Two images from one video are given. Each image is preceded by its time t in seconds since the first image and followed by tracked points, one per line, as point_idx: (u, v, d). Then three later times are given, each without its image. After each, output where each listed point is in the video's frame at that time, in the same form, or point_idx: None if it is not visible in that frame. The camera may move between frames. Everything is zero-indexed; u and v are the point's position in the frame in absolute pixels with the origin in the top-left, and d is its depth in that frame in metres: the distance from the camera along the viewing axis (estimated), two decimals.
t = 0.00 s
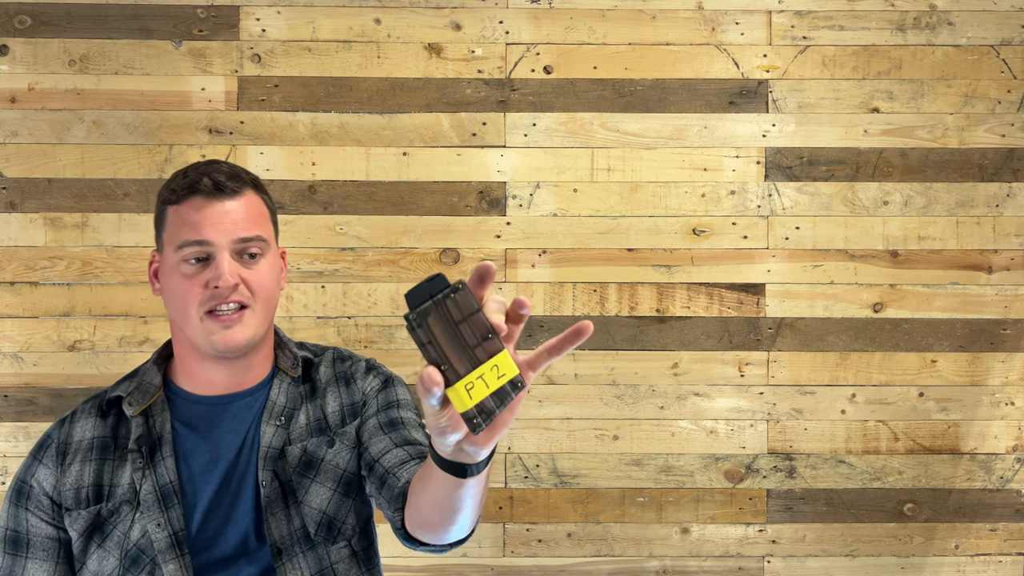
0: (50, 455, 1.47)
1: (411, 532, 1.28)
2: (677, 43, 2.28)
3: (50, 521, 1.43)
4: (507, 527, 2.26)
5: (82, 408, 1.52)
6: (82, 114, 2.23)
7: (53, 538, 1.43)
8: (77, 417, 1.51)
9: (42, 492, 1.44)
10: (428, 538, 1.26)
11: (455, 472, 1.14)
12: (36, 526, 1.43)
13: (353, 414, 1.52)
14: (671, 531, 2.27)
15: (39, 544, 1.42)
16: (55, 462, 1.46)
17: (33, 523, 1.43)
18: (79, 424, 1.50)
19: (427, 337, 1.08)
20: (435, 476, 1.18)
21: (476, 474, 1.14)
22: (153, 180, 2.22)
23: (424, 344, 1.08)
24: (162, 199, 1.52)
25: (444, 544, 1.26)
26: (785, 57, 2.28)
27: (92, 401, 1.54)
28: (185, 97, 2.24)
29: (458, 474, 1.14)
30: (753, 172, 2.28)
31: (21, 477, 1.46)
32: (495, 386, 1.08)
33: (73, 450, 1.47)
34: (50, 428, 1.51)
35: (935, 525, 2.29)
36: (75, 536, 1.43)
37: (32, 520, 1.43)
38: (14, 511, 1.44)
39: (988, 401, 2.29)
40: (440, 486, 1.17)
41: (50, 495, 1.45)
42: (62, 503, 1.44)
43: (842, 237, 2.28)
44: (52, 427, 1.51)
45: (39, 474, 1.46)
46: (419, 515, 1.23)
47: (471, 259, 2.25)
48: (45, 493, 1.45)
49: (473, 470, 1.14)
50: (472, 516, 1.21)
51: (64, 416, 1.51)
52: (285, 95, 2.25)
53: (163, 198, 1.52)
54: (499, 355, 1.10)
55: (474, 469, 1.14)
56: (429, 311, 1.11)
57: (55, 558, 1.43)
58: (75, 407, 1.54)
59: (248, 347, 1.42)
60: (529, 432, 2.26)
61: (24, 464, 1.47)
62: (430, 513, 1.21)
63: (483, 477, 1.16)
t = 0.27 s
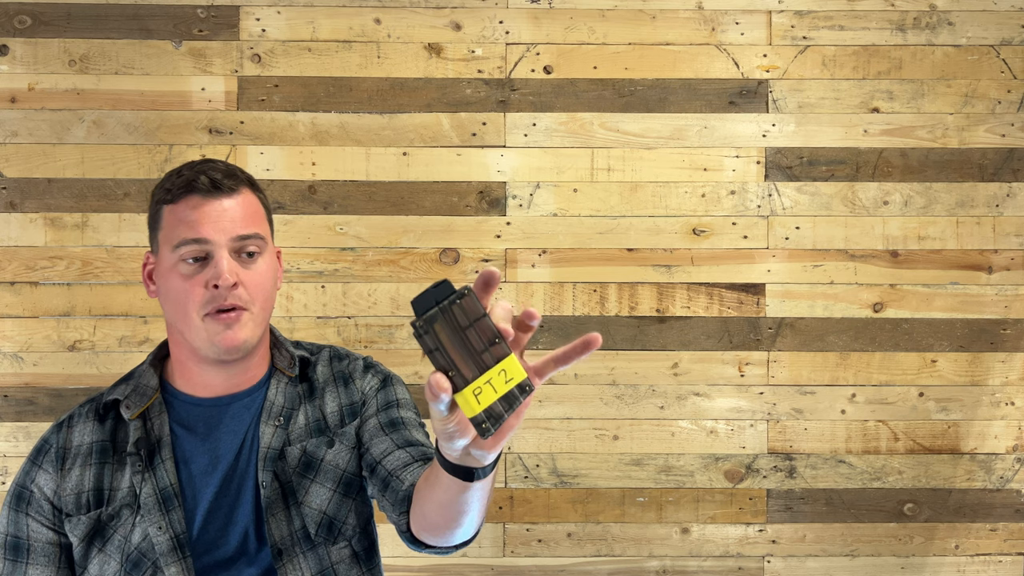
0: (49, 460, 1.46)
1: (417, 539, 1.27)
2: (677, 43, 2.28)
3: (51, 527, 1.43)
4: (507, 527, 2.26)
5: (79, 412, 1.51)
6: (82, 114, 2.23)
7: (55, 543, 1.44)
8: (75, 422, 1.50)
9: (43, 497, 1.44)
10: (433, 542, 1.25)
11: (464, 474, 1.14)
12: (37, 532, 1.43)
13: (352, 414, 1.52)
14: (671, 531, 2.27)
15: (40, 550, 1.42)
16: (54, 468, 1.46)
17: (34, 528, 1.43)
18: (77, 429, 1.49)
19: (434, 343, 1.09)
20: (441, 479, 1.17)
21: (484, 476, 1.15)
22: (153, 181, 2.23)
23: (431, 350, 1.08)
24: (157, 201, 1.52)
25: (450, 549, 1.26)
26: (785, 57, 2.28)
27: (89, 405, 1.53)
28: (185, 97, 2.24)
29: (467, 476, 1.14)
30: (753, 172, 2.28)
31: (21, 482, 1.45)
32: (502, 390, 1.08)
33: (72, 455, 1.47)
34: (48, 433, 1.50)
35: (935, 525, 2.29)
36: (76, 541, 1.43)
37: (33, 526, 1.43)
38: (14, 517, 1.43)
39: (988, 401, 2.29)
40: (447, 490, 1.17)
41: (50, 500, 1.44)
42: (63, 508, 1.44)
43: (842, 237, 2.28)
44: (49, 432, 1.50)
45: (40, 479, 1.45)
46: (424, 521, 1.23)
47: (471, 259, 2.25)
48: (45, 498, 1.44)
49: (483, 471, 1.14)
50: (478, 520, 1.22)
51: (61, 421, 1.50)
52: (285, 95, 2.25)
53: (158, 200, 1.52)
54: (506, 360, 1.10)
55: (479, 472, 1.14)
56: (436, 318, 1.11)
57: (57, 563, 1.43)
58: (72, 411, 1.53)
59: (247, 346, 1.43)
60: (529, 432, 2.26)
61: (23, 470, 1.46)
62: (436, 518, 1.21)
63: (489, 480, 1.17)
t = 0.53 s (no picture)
0: (36, 468, 1.40)
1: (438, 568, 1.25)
2: (677, 43, 2.28)
3: (38, 535, 1.37)
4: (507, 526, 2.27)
5: (64, 417, 1.44)
6: (82, 114, 2.23)
7: (43, 552, 1.37)
8: (61, 428, 1.42)
9: (30, 506, 1.38)
10: None
11: (490, 511, 1.10)
12: (24, 541, 1.36)
13: (356, 431, 1.48)
14: (671, 531, 2.27)
15: (28, 559, 1.36)
16: (41, 475, 1.39)
17: (22, 537, 1.36)
18: (64, 435, 1.42)
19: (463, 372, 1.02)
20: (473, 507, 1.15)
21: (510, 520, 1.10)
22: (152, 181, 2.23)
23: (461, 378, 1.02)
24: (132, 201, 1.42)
25: None
26: (785, 57, 2.28)
27: (74, 410, 1.45)
28: (185, 97, 2.24)
29: (493, 514, 1.10)
30: (753, 172, 2.28)
31: (8, 491, 1.39)
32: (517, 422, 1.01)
33: (59, 462, 1.40)
34: (32, 439, 1.43)
35: (935, 525, 2.29)
36: (64, 549, 1.37)
37: (20, 535, 1.36)
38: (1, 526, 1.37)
39: (988, 401, 2.29)
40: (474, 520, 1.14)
41: (38, 509, 1.38)
42: (50, 516, 1.38)
43: (842, 237, 2.28)
44: (34, 438, 1.42)
45: (25, 487, 1.38)
46: (448, 552, 1.22)
47: (471, 259, 2.25)
48: (33, 507, 1.38)
49: (508, 514, 1.10)
50: (499, 562, 1.18)
51: (46, 426, 1.42)
52: (285, 95, 2.25)
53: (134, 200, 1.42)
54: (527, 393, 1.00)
55: (507, 515, 1.10)
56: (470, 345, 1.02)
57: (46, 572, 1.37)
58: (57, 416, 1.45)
59: (241, 349, 1.35)
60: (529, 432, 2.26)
61: (9, 478, 1.40)
62: (462, 548, 1.19)
63: (517, 524, 1.12)
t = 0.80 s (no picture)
0: (30, 474, 1.35)
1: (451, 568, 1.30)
2: (677, 43, 2.28)
3: (34, 543, 1.32)
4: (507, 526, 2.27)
5: (57, 422, 1.38)
6: (82, 114, 2.23)
7: (39, 560, 1.32)
8: (54, 433, 1.37)
9: (25, 514, 1.33)
10: None
11: (519, 515, 1.16)
12: (20, 549, 1.32)
13: (356, 433, 1.47)
14: (671, 531, 2.27)
15: (23, 567, 1.31)
16: (35, 482, 1.34)
17: (16, 545, 1.32)
18: (57, 441, 1.36)
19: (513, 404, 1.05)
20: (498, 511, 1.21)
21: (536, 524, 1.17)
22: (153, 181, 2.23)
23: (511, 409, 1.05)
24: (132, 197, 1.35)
25: None
26: (785, 57, 2.28)
27: (68, 414, 1.40)
28: (185, 97, 2.24)
29: (522, 519, 1.16)
30: (753, 172, 2.28)
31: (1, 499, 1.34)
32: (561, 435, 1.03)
33: (54, 468, 1.35)
34: (26, 445, 1.37)
35: (935, 525, 2.29)
36: (61, 557, 1.32)
37: (15, 543, 1.32)
38: None
39: (988, 401, 2.29)
40: (500, 523, 1.20)
41: (33, 516, 1.33)
42: (45, 523, 1.33)
43: (842, 237, 2.28)
44: (27, 444, 1.37)
45: (20, 495, 1.34)
46: (465, 551, 1.27)
47: (471, 259, 2.25)
48: (28, 514, 1.33)
49: (536, 519, 1.17)
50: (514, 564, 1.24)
51: (39, 432, 1.37)
52: (285, 95, 2.25)
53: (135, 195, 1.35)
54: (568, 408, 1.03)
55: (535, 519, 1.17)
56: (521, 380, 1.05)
57: None
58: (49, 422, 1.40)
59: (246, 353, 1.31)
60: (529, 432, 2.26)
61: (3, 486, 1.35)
62: (480, 550, 1.24)
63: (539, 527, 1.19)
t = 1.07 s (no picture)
0: (28, 479, 1.31)
1: (464, 561, 1.33)
2: (677, 43, 2.28)
3: (33, 547, 1.29)
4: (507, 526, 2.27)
5: (53, 425, 1.34)
6: (82, 114, 2.23)
7: (38, 564, 1.29)
8: (50, 436, 1.33)
9: (23, 518, 1.30)
10: (472, 567, 1.32)
11: (541, 510, 1.20)
12: (19, 553, 1.29)
13: (356, 432, 1.47)
14: (671, 531, 2.27)
15: (23, 571, 1.29)
16: (33, 486, 1.31)
17: (16, 549, 1.29)
18: (54, 444, 1.32)
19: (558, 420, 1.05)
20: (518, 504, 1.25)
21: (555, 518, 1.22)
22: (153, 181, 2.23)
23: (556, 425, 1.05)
24: (140, 192, 1.31)
25: None
26: (785, 57, 2.28)
27: (64, 417, 1.36)
28: (185, 97, 2.24)
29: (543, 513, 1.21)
30: (753, 172, 2.28)
31: None
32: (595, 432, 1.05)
33: (51, 472, 1.31)
34: (22, 448, 1.33)
35: (935, 525, 2.29)
36: (60, 561, 1.29)
37: (15, 547, 1.29)
38: None
39: (988, 401, 2.29)
40: (519, 516, 1.24)
41: (32, 521, 1.30)
42: (44, 527, 1.30)
43: (842, 237, 2.28)
44: (23, 448, 1.33)
45: (18, 499, 1.30)
46: (479, 545, 1.30)
47: (471, 259, 2.26)
48: (27, 518, 1.30)
49: (556, 514, 1.21)
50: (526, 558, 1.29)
51: (35, 435, 1.33)
52: (285, 95, 2.25)
53: (144, 190, 1.30)
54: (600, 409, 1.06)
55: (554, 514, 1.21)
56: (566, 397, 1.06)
57: None
58: (44, 424, 1.36)
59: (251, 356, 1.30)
60: (529, 432, 2.26)
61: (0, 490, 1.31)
62: (496, 541, 1.28)
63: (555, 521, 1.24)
